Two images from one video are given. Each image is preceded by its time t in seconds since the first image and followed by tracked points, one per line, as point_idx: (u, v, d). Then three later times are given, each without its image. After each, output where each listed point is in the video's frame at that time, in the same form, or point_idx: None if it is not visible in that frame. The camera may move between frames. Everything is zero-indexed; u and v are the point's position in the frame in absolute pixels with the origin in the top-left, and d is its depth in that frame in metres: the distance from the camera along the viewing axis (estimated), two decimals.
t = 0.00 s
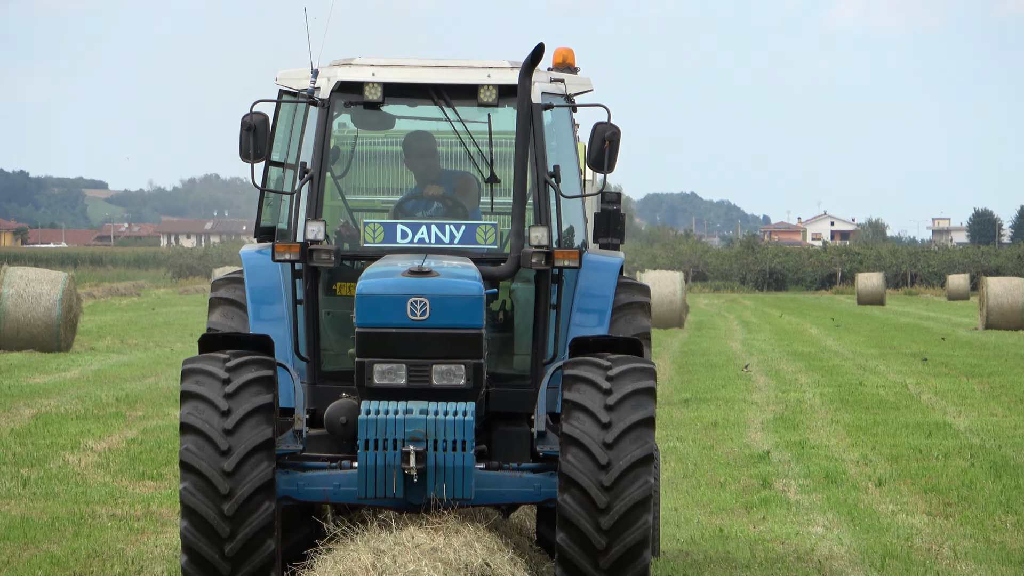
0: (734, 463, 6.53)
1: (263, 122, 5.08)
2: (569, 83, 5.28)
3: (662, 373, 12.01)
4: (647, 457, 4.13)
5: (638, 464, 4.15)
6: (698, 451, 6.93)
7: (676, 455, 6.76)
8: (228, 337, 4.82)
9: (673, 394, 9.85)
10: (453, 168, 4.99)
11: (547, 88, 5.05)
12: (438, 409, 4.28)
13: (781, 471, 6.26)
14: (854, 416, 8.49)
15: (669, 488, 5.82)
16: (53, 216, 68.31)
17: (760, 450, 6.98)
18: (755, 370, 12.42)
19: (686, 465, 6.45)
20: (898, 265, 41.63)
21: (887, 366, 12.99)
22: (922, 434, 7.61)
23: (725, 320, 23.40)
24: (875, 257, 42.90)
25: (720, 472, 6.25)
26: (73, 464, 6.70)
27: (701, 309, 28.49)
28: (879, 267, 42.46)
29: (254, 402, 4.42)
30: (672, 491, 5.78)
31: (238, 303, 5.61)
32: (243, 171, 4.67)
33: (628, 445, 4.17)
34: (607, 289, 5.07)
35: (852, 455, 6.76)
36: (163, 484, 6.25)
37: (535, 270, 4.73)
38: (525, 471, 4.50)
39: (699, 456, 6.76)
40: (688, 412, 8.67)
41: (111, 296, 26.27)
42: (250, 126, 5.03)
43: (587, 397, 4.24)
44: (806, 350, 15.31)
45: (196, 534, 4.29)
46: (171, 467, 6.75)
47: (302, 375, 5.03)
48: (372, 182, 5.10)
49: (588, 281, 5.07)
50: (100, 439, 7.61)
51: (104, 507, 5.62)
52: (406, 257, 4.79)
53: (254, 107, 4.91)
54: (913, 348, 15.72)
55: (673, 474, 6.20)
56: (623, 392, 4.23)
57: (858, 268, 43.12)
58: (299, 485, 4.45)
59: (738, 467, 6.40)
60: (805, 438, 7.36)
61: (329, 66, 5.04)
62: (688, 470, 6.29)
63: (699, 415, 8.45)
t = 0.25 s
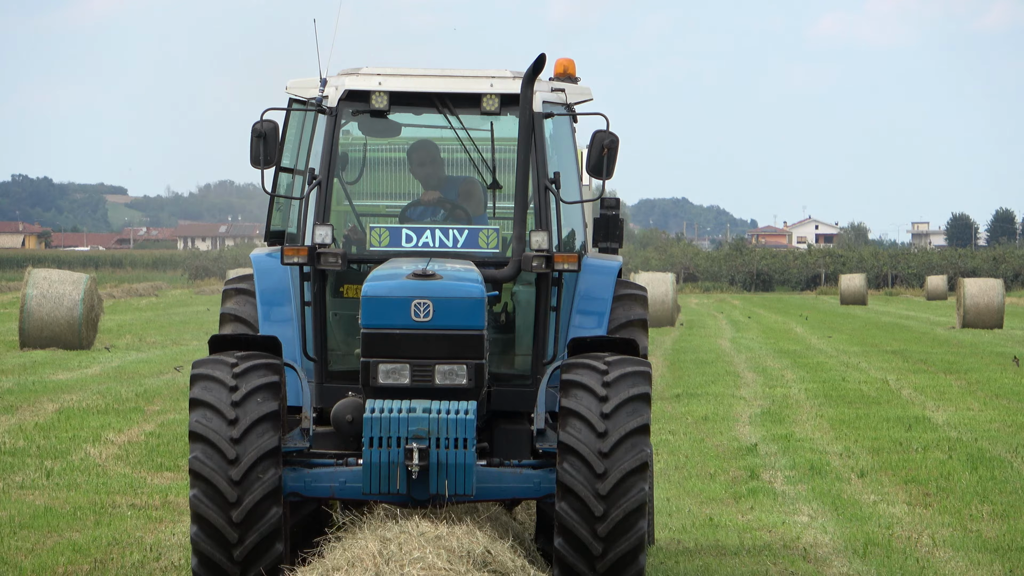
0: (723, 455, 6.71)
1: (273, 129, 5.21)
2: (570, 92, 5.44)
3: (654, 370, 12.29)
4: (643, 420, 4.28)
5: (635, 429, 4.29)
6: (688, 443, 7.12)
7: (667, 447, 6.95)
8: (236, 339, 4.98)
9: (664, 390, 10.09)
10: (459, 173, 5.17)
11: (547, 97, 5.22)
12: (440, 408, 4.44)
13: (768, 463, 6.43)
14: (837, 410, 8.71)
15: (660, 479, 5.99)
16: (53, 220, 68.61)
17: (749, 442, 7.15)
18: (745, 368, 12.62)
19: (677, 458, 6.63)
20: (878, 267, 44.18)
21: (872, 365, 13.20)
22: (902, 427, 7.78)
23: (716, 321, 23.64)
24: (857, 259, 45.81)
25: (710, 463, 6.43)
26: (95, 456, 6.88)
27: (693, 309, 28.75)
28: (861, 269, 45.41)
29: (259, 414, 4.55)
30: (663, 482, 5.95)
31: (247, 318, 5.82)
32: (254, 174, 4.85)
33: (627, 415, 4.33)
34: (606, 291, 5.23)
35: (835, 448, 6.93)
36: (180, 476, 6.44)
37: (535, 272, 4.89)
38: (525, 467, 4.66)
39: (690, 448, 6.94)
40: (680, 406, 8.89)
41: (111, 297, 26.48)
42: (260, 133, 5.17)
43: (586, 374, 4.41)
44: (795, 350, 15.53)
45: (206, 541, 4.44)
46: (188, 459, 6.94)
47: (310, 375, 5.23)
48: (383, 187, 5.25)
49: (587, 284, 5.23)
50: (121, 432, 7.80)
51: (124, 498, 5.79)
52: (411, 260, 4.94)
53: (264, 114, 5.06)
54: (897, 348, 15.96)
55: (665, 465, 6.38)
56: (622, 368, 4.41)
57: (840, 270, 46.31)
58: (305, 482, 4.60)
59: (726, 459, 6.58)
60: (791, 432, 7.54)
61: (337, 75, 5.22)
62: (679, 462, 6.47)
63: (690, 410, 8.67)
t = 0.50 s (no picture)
0: (712, 447, 6.93)
1: (275, 138, 5.44)
2: (561, 98, 5.61)
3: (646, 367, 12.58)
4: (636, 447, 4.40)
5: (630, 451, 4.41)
6: (679, 436, 7.35)
7: (659, 440, 7.16)
8: (246, 339, 5.17)
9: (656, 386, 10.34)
10: (460, 178, 5.37)
11: (538, 105, 5.38)
12: (442, 407, 4.62)
13: (754, 455, 6.64)
14: (820, 405, 8.96)
15: (652, 470, 6.20)
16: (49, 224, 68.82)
17: (736, 435, 7.37)
18: (734, 366, 12.86)
19: (668, 449, 6.85)
20: (856, 270, 46.15)
21: (854, 363, 13.45)
22: (881, 421, 8.00)
23: (705, 321, 23.96)
24: (839, 262, 47.46)
25: (699, 455, 6.64)
26: (119, 448, 7.10)
27: (684, 309, 29.06)
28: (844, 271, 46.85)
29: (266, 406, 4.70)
30: (655, 473, 6.15)
31: (253, 322, 5.99)
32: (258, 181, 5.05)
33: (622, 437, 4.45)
34: (597, 291, 5.43)
35: (818, 440, 7.14)
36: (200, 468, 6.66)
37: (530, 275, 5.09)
38: (523, 463, 4.85)
39: (681, 440, 7.16)
40: (671, 401, 9.14)
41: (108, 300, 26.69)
42: (263, 142, 5.40)
43: (580, 394, 4.51)
44: (782, 349, 15.79)
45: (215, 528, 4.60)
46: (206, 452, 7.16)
47: (314, 375, 5.40)
48: (385, 192, 5.44)
49: (580, 284, 5.44)
50: (144, 425, 8.02)
51: (146, 487, 6.01)
52: (410, 263, 5.12)
53: (267, 123, 5.28)
54: (881, 347, 16.24)
55: (657, 457, 6.59)
56: (616, 387, 4.51)
57: (824, 273, 47.92)
58: (312, 477, 4.80)
59: (714, 451, 6.79)
60: (777, 425, 7.77)
61: (336, 85, 5.43)
62: (671, 454, 6.69)
63: (681, 404, 8.91)
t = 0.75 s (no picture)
0: (701, 439, 7.13)
1: (283, 143, 5.61)
2: (560, 105, 5.80)
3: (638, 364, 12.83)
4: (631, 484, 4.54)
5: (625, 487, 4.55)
6: (671, 429, 7.55)
7: (651, 433, 7.36)
8: (254, 339, 5.35)
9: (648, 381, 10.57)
10: (460, 185, 5.56)
11: (539, 112, 5.57)
12: (444, 405, 4.80)
13: (742, 447, 6.83)
14: (805, 400, 9.18)
15: (645, 461, 6.38)
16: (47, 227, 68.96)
17: (725, 429, 7.56)
18: (724, 363, 13.07)
19: (660, 442, 7.04)
20: (841, 273, 47.61)
21: (838, 361, 13.67)
22: (862, 415, 8.20)
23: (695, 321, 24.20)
24: (823, 264, 48.91)
25: (690, 447, 6.83)
26: (139, 441, 7.28)
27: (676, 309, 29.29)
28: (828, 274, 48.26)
29: (273, 382, 4.90)
30: (648, 464, 6.33)
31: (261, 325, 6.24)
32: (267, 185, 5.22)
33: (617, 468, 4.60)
34: (595, 291, 5.62)
35: (803, 433, 7.34)
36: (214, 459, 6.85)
37: (530, 276, 5.27)
38: (522, 459, 5.03)
39: (672, 434, 7.36)
40: (662, 396, 9.36)
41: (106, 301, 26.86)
42: (272, 147, 5.57)
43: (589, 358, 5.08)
44: (770, 347, 16.01)
45: (223, 499, 4.76)
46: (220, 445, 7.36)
47: (320, 373, 5.58)
48: (389, 195, 5.66)
49: (577, 285, 5.62)
50: (162, 419, 8.21)
51: (164, 478, 6.18)
52: (414, 265, 5.30)
53: (276, 128, 5.44)
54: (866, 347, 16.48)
55: (650, 449, 6.78)
56: (611, 428, 4.58)
57: (808, 275, 49.36)
58: (318, 473, 4.96)
59: (704, 443, 6.99)
60: (764, 419, 7.97)
61: (343, 92, 5.59)
62: (663, 446, 6.88)
63: (672, 399, 9.13)
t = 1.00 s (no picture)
0: (692, 433, 7.34)
1: (291, 149, 5.78)
2: (559, 112, 5.99)
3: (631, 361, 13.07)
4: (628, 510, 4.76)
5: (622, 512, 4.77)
6: (663, 423, 7.76)
7: (644, 427, 7.57)
8: (261, 340, 5.53)
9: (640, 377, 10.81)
10: (460, 187, 5.75)
11: (538, 119, 5.76)
12: (445, 405, 4.98)
13: (732, 440, 7.04)
14: (792, 395, 9.40)
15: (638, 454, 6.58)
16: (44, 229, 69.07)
17: (715, 423, 7.77)
18: (714, 360, 13.28)
19: (653, 435, 7.25)
20: (824, 273, 49.52)
21: (824, 358, 13.90)
22: (846, 410, 8.41)
23: (687, 320, 24.47)
24: (809, 267, 50.43)
25: (681, 440, 7.04)
26: (158, 434, 7.47)
27: (668, 309, 29.53)
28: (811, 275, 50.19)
29: (282, 364, 5.18)
30: (641, 456, 6.53)
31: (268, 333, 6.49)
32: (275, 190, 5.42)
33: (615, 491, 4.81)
34: (593, 292, 5.80)
35: (790, 427, 7.56)
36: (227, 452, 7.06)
37: (530, 278, 5.45)
38: (522, 455, 5.21)
39: (664, 427, 7.58)
40: (655, 391, 9.58)
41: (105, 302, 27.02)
42: (280, 152, 5.74)
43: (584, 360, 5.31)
44: (758, 345, 16.23)
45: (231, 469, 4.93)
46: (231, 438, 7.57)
47: (327, 371, 5.77)
48: (393, 200, 5.81)
49: (576, 286, 5.80)
50: (181, 413, 8.42)
51: (182, 469, 6.37)
52: (417, 267, 5.50)
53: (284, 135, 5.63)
54: (851, 344, 16.73)
55: (643, 442, 6.98)
56: (607, 438, 4.75)
57: (794, 276, 50.85)
58: (323, 470, 5.15)
59: (694, 436, 7.20)
60: (752, 413, 8.19)
61: (349, 100, 5.79)
62: (656, 439, 7.09)
63: (664, 394, 9.35)
